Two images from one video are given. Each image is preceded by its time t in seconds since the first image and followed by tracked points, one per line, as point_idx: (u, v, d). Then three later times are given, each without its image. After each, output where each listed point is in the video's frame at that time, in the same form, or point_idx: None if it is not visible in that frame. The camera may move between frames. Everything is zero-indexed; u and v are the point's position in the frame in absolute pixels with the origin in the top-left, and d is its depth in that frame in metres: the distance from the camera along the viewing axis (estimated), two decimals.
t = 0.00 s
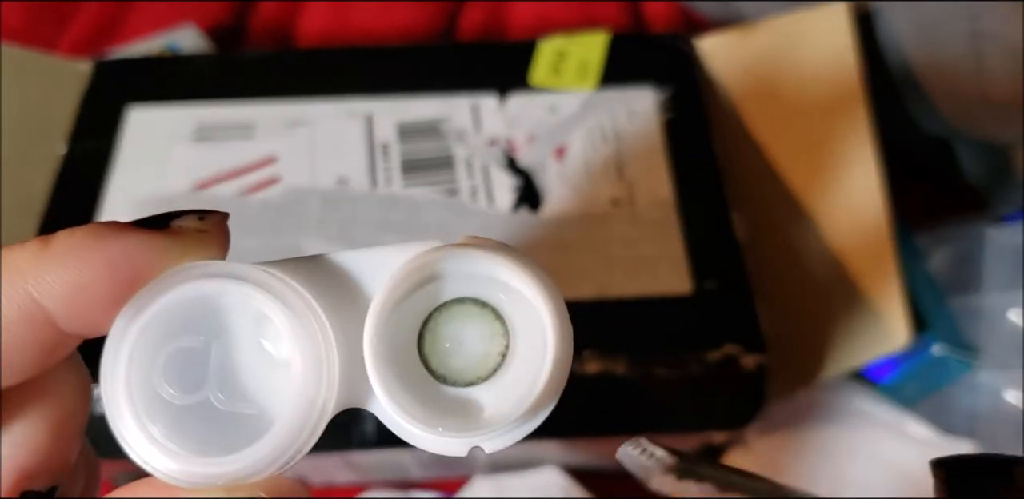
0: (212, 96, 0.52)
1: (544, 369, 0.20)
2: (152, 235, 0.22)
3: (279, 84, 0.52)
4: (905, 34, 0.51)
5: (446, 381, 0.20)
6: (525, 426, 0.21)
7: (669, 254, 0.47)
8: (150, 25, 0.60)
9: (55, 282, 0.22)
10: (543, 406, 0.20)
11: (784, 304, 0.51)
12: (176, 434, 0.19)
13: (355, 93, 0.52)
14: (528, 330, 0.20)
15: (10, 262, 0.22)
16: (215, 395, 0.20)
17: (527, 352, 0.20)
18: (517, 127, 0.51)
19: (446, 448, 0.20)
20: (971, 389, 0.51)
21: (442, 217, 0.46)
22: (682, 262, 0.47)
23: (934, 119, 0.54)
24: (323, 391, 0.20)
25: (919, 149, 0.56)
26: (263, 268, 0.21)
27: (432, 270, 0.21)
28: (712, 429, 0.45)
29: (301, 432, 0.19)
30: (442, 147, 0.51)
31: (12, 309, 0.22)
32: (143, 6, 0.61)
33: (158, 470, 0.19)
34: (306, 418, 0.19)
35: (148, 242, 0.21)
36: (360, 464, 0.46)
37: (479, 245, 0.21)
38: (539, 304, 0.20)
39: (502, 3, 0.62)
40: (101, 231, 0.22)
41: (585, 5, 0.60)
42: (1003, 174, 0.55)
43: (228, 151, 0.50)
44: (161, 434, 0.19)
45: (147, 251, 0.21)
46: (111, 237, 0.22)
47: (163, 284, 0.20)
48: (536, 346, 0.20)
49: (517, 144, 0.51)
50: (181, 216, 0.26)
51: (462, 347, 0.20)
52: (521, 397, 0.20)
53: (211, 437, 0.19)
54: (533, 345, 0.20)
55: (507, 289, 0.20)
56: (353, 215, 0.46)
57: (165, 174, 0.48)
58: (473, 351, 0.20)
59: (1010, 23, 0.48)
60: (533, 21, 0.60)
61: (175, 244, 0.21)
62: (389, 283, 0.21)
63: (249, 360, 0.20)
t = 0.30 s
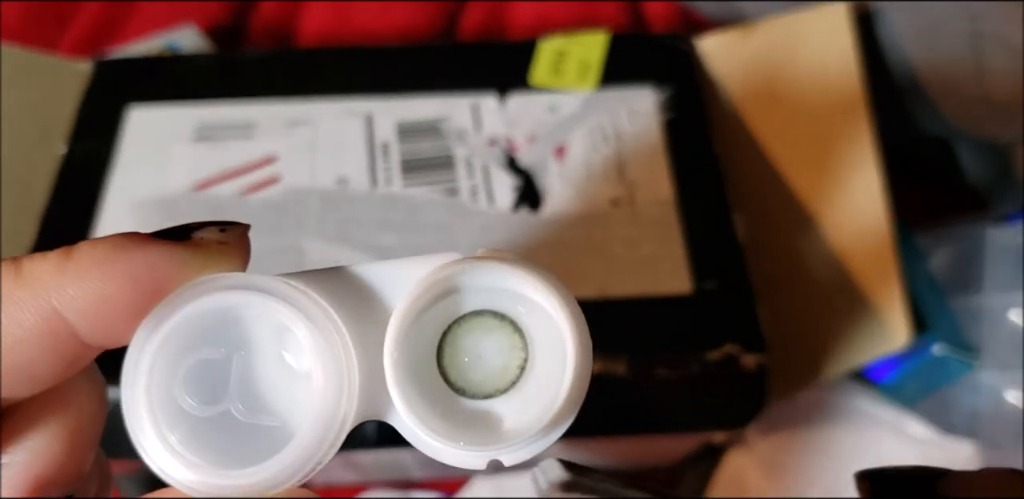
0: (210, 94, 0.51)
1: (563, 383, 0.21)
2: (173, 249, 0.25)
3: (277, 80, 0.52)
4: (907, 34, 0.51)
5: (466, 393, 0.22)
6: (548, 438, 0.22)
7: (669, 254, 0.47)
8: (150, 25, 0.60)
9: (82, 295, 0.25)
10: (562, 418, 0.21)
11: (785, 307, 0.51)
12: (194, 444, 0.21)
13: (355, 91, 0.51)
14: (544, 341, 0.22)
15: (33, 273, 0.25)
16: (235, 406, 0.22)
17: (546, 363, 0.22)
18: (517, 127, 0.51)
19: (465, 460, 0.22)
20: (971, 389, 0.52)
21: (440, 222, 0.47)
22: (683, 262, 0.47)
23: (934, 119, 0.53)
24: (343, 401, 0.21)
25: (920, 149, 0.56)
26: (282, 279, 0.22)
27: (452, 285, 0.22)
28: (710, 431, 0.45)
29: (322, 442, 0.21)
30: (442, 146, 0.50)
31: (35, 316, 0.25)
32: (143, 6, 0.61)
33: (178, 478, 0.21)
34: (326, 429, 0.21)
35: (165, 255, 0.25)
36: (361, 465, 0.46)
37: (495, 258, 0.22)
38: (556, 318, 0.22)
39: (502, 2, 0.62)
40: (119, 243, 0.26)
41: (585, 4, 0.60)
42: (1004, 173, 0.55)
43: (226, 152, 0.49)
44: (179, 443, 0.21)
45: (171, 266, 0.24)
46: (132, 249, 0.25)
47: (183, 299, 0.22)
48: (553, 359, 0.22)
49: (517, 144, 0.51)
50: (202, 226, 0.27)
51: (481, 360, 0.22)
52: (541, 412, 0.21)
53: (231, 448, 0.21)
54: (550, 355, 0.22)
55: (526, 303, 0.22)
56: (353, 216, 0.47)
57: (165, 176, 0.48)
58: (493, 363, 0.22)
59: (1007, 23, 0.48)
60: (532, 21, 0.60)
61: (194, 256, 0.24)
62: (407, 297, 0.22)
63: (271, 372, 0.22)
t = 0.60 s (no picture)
0: (210, 95, 0.51)
1: (569, 386, 0.22)
2: (181, 253, 0.25)
3: (277, 81, 0.52)
4: (907, 35, 0.51)
5: (473, 398, 0.21)
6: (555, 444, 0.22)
7: (669, 254, 0.47)
8: (150, 25, 0.60)
9: (91, 300, 0.24)
10: (569, 424, 0.22)
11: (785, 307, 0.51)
12: (203, 448, 0.20)
13: (355, 92, 0.51)
14: (550, 347, 0.22)
15: (43, 278, 0.24)
16: (244, 411, 0.21)
17: (554, 368, 0.22)
18: (518, 127, 0.51)
19: (472, 466, 0.22)
20: (972, 389, 0.51)
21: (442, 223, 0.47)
22: (683, 262, 0.47)
23: (934, 119, 0.53)
24: (352, 406, 0.21)
25: (919, 148, 0.57)
26: (288, 286, 0.22)
27: (458, 291, 0.22)
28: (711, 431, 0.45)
29: (331, 447, 0.21)
30: (442, 147, 0.50)
31: (45, 321, 0.23)
32: (143, 5, 0.61)
33: (184, 484, 0.20)
34: (334, 435, 0.21)
35: (172, 260, 0.24)
36: (361, 466, 0.46)
37: (502, 265, 0.22)
38: (563, 324, 0.22)
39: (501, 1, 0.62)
40: (127, 252, 0.25)
41: (585, 4, 0.60)
42: (1004, 173, 0.54)
43: (227, 152, 0.49)
44: (187, 447, 0.20)
45: (178, 269, 0.24)
46: (139, 257, 0.25)
47: (193, 303, 0.21)
48: (560, 364, 0.22)
49: (517, 144, 0.51)
50: (208, 230, 0.27)
51: (487, 365, 0.22)
52: (548, 417, 0.21)
53: (241, 454, 0.20)
54: (555, 361, 0.22)
55: (532, 309, 0.22)
56: (354, 217, 0.47)
57: (165, 177, 0.48)
58: (498, 369, 0.22)
59: (1005, 20, 0.48)
60: (531, 20, 0.60)
61: (201, 261, 0.24)
62: (415, 302, 0.22)
63: (278, 378, 0.22)
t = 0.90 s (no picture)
0: (210, 95, 0.51)
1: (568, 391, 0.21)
2: (182, 258, 0.24)
3: (277, 81, 0.52)
4: (908, 34, 0.51)
5: (471, 403, 0.22)
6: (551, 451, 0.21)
7: (669, 254, 0.47)
8: (150, 24, 0.60)
9: (90, 305, 0.24)
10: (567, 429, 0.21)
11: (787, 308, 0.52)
12: (202, 452, 0.20)
13: (355, 92, 0.51)
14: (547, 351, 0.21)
15: (42, 283, 0.24)
16: (242, 416, 0.21)
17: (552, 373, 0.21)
18: (518, 127, 0.51)
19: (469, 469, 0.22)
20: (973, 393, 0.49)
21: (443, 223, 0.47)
22: (683, 262, 0.47)
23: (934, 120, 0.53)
24: (350, 411, 0.21)
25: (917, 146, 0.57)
26: (287, 289, 0.22)
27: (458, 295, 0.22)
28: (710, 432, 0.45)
29: (330, 452, 0.20)
30: (442, 147, 0.50)
31: (44, 328, 0.23)
32: (143, 5, 0.61)
33: (184, 489, 0.19)
34: (333, 440, 0.20)
35: (175, 266, 0.23)
36: (361, 466, 0.46)
37: (501, 269, 0.22)
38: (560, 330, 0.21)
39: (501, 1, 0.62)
40: (127, 255, 0.24)
41: (585, 4, 0.59)
42: (1004, 174, 0.55)
43: (227, 153, 0.49)
44: (186, 451, 0.20)
45: (179, 275, 0.23)
46: (141, 261, 0.24)
47: (193, 306, 0.21)
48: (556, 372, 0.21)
49: (518, 144, 0.51)
50: (207, 233, 0.27)
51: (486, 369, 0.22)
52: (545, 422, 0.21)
53: (241, 458, 0.20)
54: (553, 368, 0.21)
55: (532, 312, 0.21)
56: (353, 216, 0.47)
57: (165, 177, 0.48)
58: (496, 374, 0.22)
59: (1005, 20, 0.47)
60: (532, 20, 0.60)
61: (202, 265, 0.23)
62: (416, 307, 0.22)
63: (276, 383, 0.21)
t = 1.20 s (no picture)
0: (210, 95, 0.51)
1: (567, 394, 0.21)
2: (178, 260, 0.23)
3: (277, 82, 0.52)
4: (907, 34, 0.50)
5: (469, 405, 0.21)
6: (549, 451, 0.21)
7: (669, 254, 0.47)
8: (149, 25, 0.60)
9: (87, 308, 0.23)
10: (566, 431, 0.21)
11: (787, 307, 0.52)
12: (198, 455, 0.20)
13: (355, 92, 0.51)
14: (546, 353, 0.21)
15: (37, 286, 0.23)
16: (239, 418, 0.21)
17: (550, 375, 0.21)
18: (518, 127, 0.51)
19: (467, 472, 0.21)
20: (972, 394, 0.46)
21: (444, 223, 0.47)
22: (683, 261, 0.47)
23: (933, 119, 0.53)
24: (348, 413, 0.20)
25: (917, 146, 0.57)
26: (285, 292, 0.22)
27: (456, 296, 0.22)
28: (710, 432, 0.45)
29: (327, 454, 0.20)
30: (442, 148, 0.50)
31: (39, 332, 0.23)
32: (143, 5, 0.61)
33: (179, 492, 0.19)
34: (331, 441, 0.20)
35: (170, 267, 0.23)
36: (361, 466, 0.46)
37: (498, 271, 0.22)
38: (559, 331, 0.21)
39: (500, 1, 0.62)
40: (123, 257, 0.24)
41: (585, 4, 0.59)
42: (1005, 174, 0.55)
43: (227, 153, 0.49)
44: (181, 454, 0.20)
45: (175, 278, 0.23)
46: (136, 264, 0.24)
47: (188, 310, 0.21)
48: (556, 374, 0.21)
49: (518, 144, 0.51)
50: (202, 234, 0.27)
51: (484, 371, 0.22)
52: (544, 425, 0.21)
53: (237, 461, 0.20)
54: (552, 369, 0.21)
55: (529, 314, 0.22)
56: (353, 216, 0.47)
57: (165, 177, 0.48)
58: (493, 376, 0.22)
59: (1006, 20, 0.47)
60: (532, 20, 0.59)
61: (197, 269, 0.23)
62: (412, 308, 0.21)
63: (274, 384, 0.21)
